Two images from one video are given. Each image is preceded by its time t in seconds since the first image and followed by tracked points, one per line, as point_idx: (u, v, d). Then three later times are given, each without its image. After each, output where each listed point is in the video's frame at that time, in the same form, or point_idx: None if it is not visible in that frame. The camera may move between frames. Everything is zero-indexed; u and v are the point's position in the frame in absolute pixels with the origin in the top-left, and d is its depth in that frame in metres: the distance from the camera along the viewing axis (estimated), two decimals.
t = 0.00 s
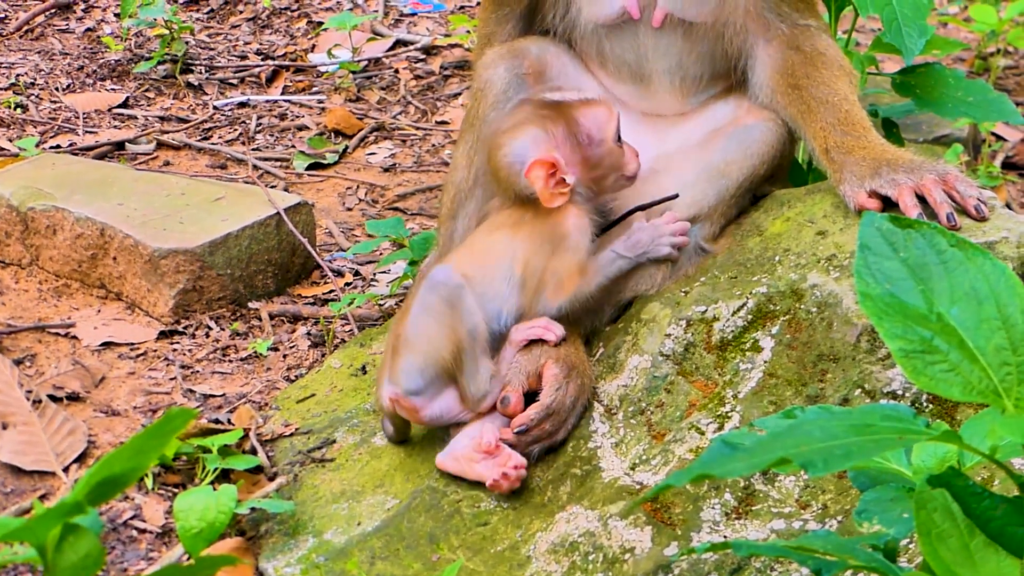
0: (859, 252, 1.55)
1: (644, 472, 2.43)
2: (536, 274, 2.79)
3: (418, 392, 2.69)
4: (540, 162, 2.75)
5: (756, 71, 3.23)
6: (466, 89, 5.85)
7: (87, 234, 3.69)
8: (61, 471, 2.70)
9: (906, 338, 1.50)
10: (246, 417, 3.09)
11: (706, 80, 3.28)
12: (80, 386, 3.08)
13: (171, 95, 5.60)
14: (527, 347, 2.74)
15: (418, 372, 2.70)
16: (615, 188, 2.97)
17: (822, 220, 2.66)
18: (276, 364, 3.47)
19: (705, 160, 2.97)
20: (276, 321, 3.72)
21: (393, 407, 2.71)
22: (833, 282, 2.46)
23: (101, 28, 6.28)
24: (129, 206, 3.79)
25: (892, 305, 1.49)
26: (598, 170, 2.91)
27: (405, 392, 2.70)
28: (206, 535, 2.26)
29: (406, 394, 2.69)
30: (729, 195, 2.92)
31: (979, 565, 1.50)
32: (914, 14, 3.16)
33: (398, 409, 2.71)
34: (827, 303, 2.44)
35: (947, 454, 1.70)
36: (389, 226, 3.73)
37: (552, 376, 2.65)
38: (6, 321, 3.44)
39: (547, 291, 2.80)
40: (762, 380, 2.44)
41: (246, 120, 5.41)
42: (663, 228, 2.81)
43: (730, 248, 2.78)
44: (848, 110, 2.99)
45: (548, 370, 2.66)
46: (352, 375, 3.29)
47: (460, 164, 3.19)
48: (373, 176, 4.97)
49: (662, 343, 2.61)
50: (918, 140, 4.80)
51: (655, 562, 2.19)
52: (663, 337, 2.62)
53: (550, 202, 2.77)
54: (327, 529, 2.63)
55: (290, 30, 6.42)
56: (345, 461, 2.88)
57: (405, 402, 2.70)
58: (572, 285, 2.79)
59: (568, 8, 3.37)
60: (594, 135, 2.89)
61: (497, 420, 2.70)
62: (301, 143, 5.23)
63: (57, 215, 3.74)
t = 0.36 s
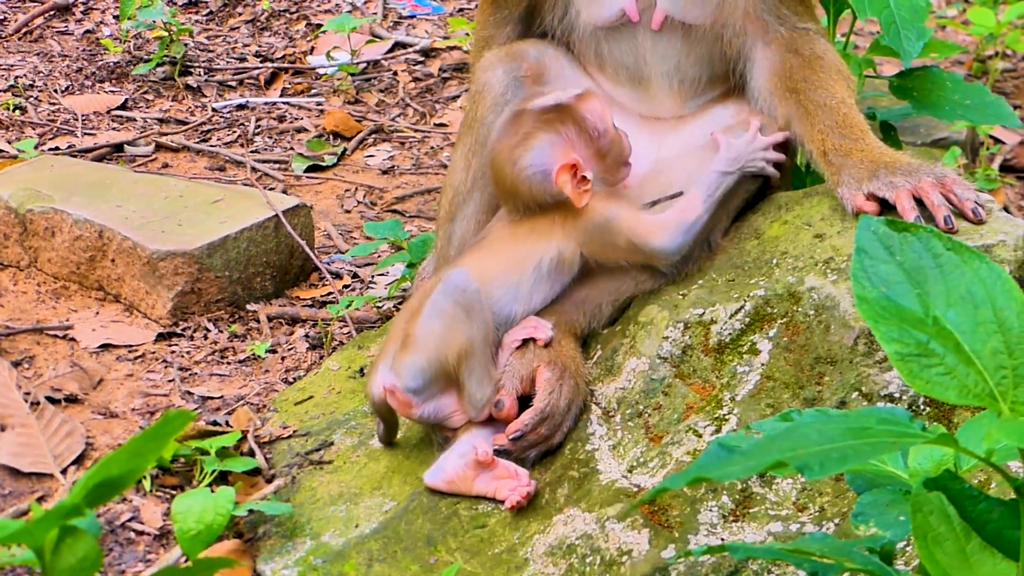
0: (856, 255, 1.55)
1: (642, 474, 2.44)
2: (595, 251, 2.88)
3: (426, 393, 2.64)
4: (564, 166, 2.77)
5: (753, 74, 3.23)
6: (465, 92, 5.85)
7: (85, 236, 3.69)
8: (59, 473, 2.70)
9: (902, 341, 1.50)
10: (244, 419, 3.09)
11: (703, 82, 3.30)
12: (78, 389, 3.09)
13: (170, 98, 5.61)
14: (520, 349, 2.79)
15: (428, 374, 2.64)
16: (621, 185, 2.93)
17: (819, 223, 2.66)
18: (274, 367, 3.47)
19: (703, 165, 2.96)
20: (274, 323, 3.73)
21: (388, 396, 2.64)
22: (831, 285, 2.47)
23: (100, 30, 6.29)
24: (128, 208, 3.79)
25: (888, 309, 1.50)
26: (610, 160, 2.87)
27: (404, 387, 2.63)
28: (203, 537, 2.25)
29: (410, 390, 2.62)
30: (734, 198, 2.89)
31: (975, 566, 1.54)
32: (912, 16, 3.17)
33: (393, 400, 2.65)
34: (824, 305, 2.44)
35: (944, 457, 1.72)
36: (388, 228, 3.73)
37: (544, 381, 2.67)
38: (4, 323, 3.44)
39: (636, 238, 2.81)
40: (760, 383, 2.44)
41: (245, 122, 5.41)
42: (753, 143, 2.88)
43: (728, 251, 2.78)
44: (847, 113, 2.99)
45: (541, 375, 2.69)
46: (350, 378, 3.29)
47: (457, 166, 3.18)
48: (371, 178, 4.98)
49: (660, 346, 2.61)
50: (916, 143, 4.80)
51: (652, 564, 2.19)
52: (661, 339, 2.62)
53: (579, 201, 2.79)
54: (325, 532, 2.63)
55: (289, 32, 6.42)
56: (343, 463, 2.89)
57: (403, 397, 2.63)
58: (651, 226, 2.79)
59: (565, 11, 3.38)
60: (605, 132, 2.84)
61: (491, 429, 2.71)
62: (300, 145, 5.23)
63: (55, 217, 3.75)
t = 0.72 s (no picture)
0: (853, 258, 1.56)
1: (640, 477, 2.44)
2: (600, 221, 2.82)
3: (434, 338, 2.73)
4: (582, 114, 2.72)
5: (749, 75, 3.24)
6: (463, 94, 5.86)
7: (83, 238, 3.69)
8: (57, 475, 2.70)
9: (900, 344, 1.50)
10: (243, 422, 3.09)
11: (700, 83, 3.32)
12: (77, 391, 3.09)
13: (168, 100, 5.61)
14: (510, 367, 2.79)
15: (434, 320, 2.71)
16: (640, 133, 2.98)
17: (818, 225, 2.65)
18: (273, 369, 3.47)
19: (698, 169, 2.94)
20: (273, 326, 3.73)
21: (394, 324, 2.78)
22: (829, 288, 2.47)
23: (98, 32, 6.29)
24: (126, 211, 3.79)
25: (886, 311, 1.50)
26: (631, 113, 2.89)
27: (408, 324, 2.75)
28: (203, 539, 2.26)
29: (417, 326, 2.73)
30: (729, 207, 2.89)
31: (972, 568, 1.54)
32: (908, 19, 3.17)
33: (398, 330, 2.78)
34: (822, 308, 2.44)
35: (942, 460, 1.72)
36: (386, 231, 3.73)
37: (528, 394, 2.69)
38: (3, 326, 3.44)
39: (629, 211, 2.73)
40: (758, 386, 2.44)
41: (243, 125, 5.41)
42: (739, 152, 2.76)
43: (727, 252, 2.76)
44: (844, 116, 2.99)
45: (524, 391, 2.70)
46: (348, 380, 3.28)
47: (456, 169, 3.24)
48: (369, 180, 4.98)
49: (658, 349, 2.61)
50: (914, 146, 4.81)
51: (650, 567, 2.19)
52: (659, 342, 2.61)
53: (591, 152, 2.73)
54: (323, 534, 2.63)
55: (287, 35, 6.43)
56: (341, 465, 2.89)
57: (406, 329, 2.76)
58: (654, 205, 2.71)
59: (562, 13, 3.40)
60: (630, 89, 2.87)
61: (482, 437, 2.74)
62: (298, 147, 5.23)
63: (54, 219, 3.75)
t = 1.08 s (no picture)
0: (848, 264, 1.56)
1: (636, 481, 2.44)
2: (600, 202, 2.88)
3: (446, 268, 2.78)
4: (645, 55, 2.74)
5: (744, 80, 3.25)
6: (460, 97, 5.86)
7: (79, 241, 3.69)
8: (53, 479, 2.69)
9: (895, 349, 1.51)
10: (238, 426, 3.09)
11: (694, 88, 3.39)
12: (72, 395, 3.09)
13: (165, 103, 5.61)
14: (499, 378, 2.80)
15: (446, 247, 2.74)
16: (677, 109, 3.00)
17: (813, 230, 2.66)
18: (268, 373, 3.47)
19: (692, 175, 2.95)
20: (269, 329, 3.73)
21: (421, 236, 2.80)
22: (824, 292, 2.47)
23: (95, 34, 6.28)
24: (123, 213, 3.79)
25: (881, 317, 1.51)
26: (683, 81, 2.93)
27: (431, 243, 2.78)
28: (197, 543, 2.25)
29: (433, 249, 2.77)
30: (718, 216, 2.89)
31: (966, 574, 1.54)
32: (903, 25, 3.18)
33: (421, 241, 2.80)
34: (818, 313, 2.44)
35: (936, 465, 1.73)
36: (381, 234, 3.73)
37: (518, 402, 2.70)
38: None
39: (622, 188, 2.79)
40: (753, 391, 2.45)
41: (239, 128, 5.41)
42: (727, 169, 2.79)
43: (724, 257, 2.76)
44: (840, 121, 3.00)
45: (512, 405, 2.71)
46: (344, 384, 3.28)
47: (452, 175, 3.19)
48: (365, 184, 4.98)
49: (654, 353, 2.60)
50: (910, 149, 4.81)
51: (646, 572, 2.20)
52: (655, 346, 2.61)
53: (640, 96, 2.76)
54: (318, 538, 2.64)
55: (283, 38, 6.43)
56: (337, 470, 2.89)
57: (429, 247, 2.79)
58: (646, 194, 2.79)
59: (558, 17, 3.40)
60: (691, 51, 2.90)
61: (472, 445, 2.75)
62: (295, 150, 5.24)
63: (50, 222, 3.75)
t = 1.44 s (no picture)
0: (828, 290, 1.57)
1: (619, 506, 2.45)
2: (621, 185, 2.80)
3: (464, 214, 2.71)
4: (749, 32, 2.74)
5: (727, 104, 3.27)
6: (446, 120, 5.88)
7: (63, 265, 3.69)
8: (35, 504, 2.68)
9: (875, 376, 1.53)
10: (222, 450, 3.10)
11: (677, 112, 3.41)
12: (56, 419, 3.08)
13: (151, 125, 5.61)
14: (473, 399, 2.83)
15: (473, 192, 2.68)
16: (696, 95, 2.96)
17: (796, 254, 2.68)
18: (252, 397, 3.47)
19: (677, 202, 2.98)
20: (253, 353, 3.72)
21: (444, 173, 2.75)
22: (807, 316, 2.48)
23: (81, 56, 6.29)
24: (108, 237, 3.79)
25: (860, 343, 1.52)
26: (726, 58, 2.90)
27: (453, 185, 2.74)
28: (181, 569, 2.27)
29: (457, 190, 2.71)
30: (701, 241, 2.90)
31: None
32: (884, 49, 3.22)
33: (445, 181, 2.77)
34: (800, 337, 2.45)
35: (916, 490, 1.75)
36: (367, 258, 3.73)
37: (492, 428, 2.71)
38: None
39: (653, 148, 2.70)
40: (736, 415, 2.47)
41: (225, 151, 5.42)
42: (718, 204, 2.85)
43: (706, 281, 2.78)
44: (822, 146, 3.04)
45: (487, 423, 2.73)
46: (328, 409, 3.27)
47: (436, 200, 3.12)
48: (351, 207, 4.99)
49: (637, 377, 2.62)
50: (894, 173, 4.84)
51: None
52: (638, 370, 2.62)
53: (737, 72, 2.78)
54: (302, 564, 2.64)
55: (270, 60, 6.45)
56: (320, 494, 2.88)
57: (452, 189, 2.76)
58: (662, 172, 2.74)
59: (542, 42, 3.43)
60: (732, 44, 2.86)
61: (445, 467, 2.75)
62: (280, 173, 5.25)
63: (34, 245, 3.75)
